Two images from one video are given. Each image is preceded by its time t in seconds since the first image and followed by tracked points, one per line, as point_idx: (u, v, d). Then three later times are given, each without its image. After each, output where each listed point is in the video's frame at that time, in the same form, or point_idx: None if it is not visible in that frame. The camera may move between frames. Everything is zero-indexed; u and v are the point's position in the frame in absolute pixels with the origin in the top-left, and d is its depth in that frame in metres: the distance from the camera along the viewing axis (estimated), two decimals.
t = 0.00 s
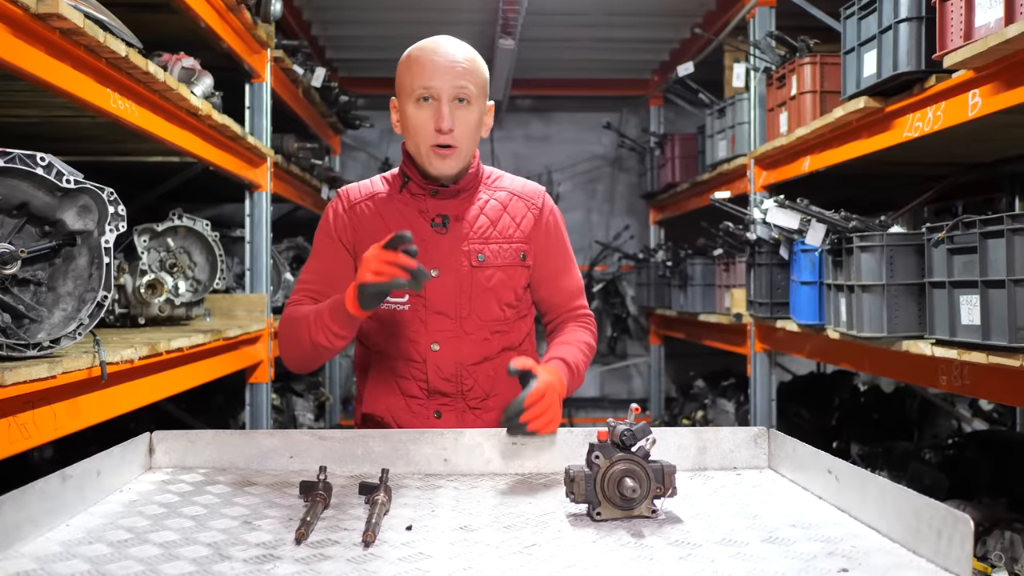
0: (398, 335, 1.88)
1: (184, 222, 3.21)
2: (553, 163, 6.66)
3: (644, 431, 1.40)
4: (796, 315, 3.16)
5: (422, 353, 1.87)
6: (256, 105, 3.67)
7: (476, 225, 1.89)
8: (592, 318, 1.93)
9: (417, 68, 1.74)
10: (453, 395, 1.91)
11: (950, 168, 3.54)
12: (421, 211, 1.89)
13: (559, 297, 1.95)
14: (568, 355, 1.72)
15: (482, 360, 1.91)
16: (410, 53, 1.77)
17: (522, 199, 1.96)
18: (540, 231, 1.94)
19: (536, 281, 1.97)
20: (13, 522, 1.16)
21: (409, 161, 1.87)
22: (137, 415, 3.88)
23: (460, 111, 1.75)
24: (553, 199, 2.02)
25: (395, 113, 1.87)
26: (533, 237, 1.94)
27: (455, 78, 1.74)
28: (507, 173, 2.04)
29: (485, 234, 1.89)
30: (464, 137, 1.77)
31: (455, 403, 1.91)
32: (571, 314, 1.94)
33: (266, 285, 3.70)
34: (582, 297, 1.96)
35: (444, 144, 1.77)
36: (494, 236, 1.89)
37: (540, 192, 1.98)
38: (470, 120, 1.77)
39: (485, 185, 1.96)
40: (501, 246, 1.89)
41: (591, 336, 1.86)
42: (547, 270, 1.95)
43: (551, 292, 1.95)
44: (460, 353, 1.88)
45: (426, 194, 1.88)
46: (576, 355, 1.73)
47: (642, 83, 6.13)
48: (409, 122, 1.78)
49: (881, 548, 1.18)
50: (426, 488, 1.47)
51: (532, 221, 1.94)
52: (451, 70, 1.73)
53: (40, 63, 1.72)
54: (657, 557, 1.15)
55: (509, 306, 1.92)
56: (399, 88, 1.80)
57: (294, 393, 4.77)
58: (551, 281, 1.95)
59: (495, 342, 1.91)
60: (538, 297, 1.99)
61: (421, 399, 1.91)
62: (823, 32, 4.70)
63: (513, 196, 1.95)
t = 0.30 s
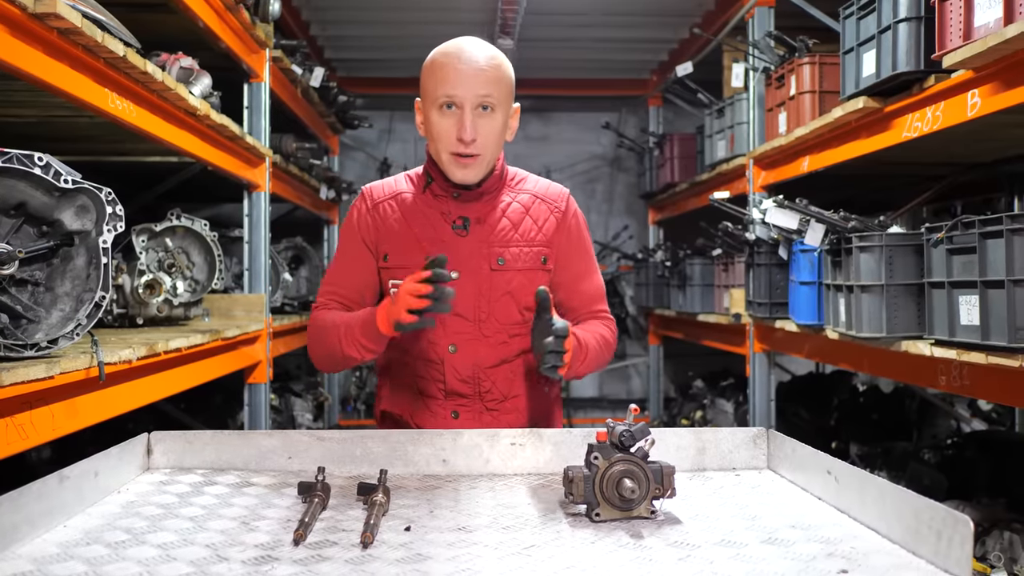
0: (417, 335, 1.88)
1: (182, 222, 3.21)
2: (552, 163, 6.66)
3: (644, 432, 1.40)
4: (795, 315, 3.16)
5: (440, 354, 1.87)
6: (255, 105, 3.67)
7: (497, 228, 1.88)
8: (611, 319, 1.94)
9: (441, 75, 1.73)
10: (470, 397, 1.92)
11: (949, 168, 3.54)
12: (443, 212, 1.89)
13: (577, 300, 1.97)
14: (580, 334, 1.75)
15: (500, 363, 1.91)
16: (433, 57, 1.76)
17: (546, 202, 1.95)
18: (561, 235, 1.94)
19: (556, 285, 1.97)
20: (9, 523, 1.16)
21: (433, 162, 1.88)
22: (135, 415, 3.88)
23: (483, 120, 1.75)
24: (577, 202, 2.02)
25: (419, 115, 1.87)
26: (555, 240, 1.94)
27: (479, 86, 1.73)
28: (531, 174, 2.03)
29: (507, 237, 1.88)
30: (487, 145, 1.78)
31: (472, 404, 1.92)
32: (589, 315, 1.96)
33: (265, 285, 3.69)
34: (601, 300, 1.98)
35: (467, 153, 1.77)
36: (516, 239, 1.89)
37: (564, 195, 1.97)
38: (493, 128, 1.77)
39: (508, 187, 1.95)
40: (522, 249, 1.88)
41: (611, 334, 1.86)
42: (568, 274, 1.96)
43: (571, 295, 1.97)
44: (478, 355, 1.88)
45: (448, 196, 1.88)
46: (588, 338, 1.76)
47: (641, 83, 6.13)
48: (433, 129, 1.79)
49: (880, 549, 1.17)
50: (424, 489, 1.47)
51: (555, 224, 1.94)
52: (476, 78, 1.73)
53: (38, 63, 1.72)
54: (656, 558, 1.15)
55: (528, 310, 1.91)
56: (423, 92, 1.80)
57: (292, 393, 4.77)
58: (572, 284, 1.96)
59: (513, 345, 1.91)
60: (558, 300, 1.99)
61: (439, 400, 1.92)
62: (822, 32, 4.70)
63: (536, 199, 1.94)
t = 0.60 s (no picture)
0: (428, 337, 1.89)
1: (181, 222, 3.20)
2: (551, 163, 6.65)
3: (644, 433, 1.40)
4: (795, 316, 3.16)
5: (451, 357, 1.88)
6: (254, 105, 3.66)
7: (512, 232, 1.88)
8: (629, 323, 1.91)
9: (456, 79, 1.71)
10: (481, 399, 1.92)
11: (949, 168, 3.53)
12: (458, 215, 1.89)
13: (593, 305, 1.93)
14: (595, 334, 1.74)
15: (511, 367, 1.90)
16: (449, 61, 1.74)
17: (563, 206, 1.94)
18: (577, 239, 1.93)
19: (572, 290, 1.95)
20: (8, 525, 1.15)
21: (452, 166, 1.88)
22: (134, 416, 3.88)
23: (498, 125, 1.74)
24: (596, 206, 2.00)
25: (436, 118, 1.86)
26: (571, 245, 1.93)
27: (495, 91, 1.71)
28: (550, 176, 2.02)
29: (521, 242, 1.88)
30: (502, 150, 1.77)
31: (483, 406, 1.92)
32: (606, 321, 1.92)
33: (264, 285, 3.69)
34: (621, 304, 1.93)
35: (482, 159, 1.77)
36: (530, 244, 1.88)
37: (583, 199, 1.96)
38: (509, 133, 1.76)
39: (526, 191, 1.95)
40: (536, 254, 1.88)
41: (626, 339, 1.83)
42: (584, 277, 1.94)
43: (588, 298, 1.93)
44: (488, 359, 1.87)
45: (465, 199, 1.88)
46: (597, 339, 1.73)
47: (640, 83, 6.13)
48: (448, 134, 1.78)
49: (881, 551, 1.17)
50: (424, 490, 1.47)
51: (571, 229, 1.92)
52: (491, 83, 1.71)
53: (37, 63, 1.71)
54: (656, 560, 1.15)
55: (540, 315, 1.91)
56: (438, 96, 1.79)
57: (292, 393, 4.76)
58: (588, 287, 1.94)
59: (525, 349, 1.90)
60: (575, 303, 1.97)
61: (451, 401, 1.92)
62: (823, 32, 4.70)
63: (553, 203, 1.93)
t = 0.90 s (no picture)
0: (433, 336, 1.89)
1: (181, 222, 3.20)
2: (551, 163, 6.65)
3: (644, 434, 1.39)
4: (795, 316, 3.16)
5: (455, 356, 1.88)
6: (253, 105, 3.66)
7: (519, 233, 1.87)
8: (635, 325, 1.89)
9: (459, 73, 1.73)
10: (485, 399, 1.91)
11: (949, 168, 3.53)
12: (465, 215, 1.89)
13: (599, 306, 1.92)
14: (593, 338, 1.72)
15: (516, 367, 1.90)
16: (454, 58, 1.76)
17: (571, 207, 1.93)
18: (584, 241, 1.91)
19: (578, 291, 1.94)
20: (7, 526, 1.15)
21: (458, 165, 1.88)
22: (133, 416, 3.88)
23: (502, 117, 1.74)
24: (604, 208, 1.98)
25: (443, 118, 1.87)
26: (578, 247, 1.91)
27: (498, 82, 1.72)
28: (559, 177, 2.01)
29: (527, 243, 1.87)
30: (506, 143, 1.76)
31: (487, 407, 1.91)
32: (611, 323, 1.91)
33: (264, 286, 3.69)
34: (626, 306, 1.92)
35: (486, 150, 1.75)
36: (536, 245, 1.88)
37: (591, 200, 1.94)
38: (514, 125, 1.75)
39: (535, 191, 1.94)
40: (542, 255, 1.87)
41: (630, 342, 1.81)
42: (592, 279, 1.91)
43: (594, 300, 1.91)
44: (493, 359, 1.87)
45: (472, 198, 1.88)
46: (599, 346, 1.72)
47: (640, 83, 6.12)
48: (453, 128, 1.78)
49: (881, 552, 1.17)
50: (424, 490, 1.46)
51: (578, 230, 1.91)
52: (494, 76, 1.72)
53: (36, 63, 1.71)
54: (656, 561, 1.15)
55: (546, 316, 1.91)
56: (444, 94, 1.80)
57: (291, 393, 4.76)
58: (595, 289, 1.91)
59: (530, 350, 1.90)
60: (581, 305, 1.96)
61: (455, 400, 1.92)
62: (823, 32, 4.69)
63: (560, 204, 1.92)
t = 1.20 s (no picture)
0: (432, 336, 1.89)
1: (182, 222, 3.21)
2: (551, 163, 6.66)
3: (645, 433, 1.39)
4: (796, 316, 3.16)
5: (454, 355, 1.88)
6: (254, 105, 3.66)
7: (518, 233, 1.88)
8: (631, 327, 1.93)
9: (460, 73, 1.73)
10: (483, 398, 1.91)
11: (950, 168, 3.53)
12: (465, 214, 1.89)
13: (597, 308, 1.94)
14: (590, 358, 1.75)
15: (514, 366, 1.90)
16: (455, 59, 1.77)
17: (570, 208, 1.93)
18: (583, 241, 1.92)
19: (577, 292, 1.96)
20: (9, 525, 1.15)
21: (459, 165, 1.88)
22: (134, 415, 3.88)
23: (503, 116, 1.74)
24: (602, 209, 1.99)
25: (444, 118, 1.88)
26: (577, 247, 1.92)
27: (499, 82, 1.72)
28: (558, 178, 2.01)
29: (527, 242, 1.87)
30: (508, 142, 1.76)
31: (485, 406, 1.91)
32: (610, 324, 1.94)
33: (265, 285, 3.69)
34: (623, 308, 1.95)
35: (487, 149, 1.76)
36: (536, 245, 1.88)
37: (590, 201, 1.95)
38: (514, 125, 1.76)
39: (534, 191, 1.95)
40: (541, 256, 1.88)
41: (625, 350, 1.85)
42: (590, 280, 1.94)
43: (593, 302, 1.95)
44: (492, 358, 1.87)
45: (472, 198, 1.88)
46: (601, 362, 1.75)
47: (641, 83, 6.12)
48: (455, 127, 1.78)
49: (882, 551, 1.17)
50: (425, 490, 1.47)
51: (577, 231, 1.92)
52: (496, 76, 1.73)
53: (38, 63, 1.72)
54: (658, 560, 1.15)
55: (544, 315, 1.91)
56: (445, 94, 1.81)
57: (292, 393, 4.76)
58: (593, 291, 1.94)
59: (528, 350, 1.90)
60: (578, 305, 1.98)
61: (452, 400, 1.92)
62: (823, 32, 4.70)
63: (560, 205, 1.93)
